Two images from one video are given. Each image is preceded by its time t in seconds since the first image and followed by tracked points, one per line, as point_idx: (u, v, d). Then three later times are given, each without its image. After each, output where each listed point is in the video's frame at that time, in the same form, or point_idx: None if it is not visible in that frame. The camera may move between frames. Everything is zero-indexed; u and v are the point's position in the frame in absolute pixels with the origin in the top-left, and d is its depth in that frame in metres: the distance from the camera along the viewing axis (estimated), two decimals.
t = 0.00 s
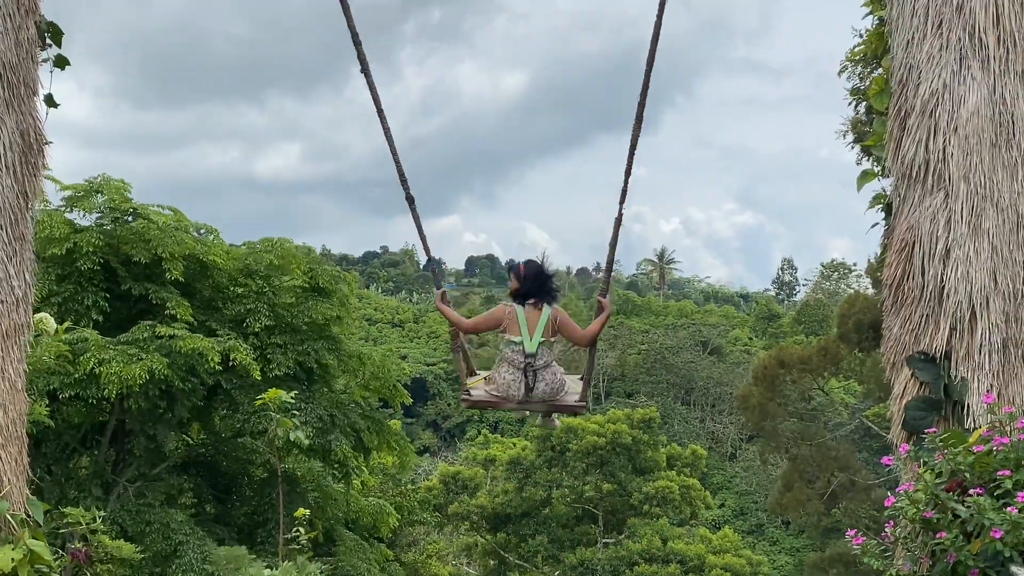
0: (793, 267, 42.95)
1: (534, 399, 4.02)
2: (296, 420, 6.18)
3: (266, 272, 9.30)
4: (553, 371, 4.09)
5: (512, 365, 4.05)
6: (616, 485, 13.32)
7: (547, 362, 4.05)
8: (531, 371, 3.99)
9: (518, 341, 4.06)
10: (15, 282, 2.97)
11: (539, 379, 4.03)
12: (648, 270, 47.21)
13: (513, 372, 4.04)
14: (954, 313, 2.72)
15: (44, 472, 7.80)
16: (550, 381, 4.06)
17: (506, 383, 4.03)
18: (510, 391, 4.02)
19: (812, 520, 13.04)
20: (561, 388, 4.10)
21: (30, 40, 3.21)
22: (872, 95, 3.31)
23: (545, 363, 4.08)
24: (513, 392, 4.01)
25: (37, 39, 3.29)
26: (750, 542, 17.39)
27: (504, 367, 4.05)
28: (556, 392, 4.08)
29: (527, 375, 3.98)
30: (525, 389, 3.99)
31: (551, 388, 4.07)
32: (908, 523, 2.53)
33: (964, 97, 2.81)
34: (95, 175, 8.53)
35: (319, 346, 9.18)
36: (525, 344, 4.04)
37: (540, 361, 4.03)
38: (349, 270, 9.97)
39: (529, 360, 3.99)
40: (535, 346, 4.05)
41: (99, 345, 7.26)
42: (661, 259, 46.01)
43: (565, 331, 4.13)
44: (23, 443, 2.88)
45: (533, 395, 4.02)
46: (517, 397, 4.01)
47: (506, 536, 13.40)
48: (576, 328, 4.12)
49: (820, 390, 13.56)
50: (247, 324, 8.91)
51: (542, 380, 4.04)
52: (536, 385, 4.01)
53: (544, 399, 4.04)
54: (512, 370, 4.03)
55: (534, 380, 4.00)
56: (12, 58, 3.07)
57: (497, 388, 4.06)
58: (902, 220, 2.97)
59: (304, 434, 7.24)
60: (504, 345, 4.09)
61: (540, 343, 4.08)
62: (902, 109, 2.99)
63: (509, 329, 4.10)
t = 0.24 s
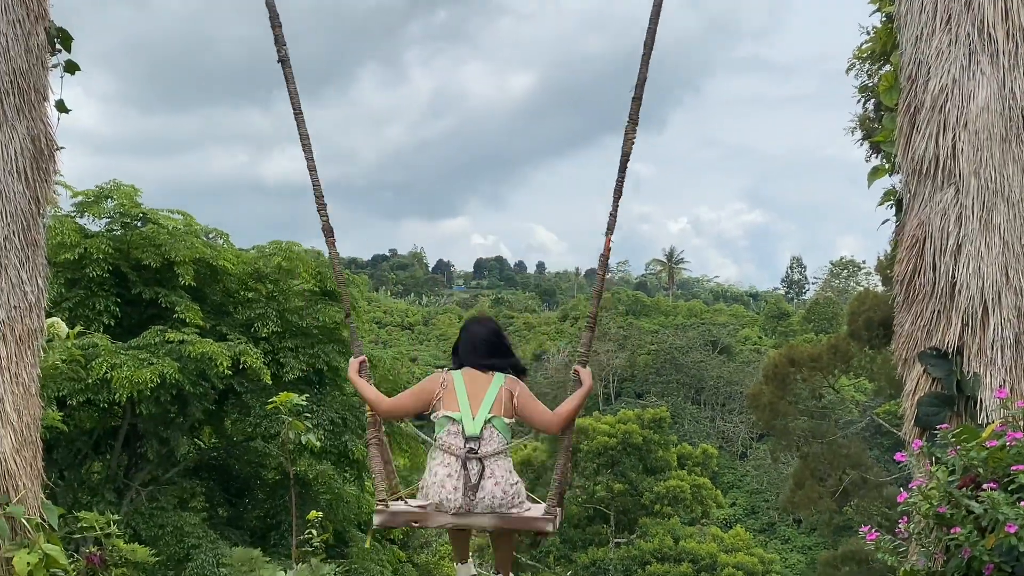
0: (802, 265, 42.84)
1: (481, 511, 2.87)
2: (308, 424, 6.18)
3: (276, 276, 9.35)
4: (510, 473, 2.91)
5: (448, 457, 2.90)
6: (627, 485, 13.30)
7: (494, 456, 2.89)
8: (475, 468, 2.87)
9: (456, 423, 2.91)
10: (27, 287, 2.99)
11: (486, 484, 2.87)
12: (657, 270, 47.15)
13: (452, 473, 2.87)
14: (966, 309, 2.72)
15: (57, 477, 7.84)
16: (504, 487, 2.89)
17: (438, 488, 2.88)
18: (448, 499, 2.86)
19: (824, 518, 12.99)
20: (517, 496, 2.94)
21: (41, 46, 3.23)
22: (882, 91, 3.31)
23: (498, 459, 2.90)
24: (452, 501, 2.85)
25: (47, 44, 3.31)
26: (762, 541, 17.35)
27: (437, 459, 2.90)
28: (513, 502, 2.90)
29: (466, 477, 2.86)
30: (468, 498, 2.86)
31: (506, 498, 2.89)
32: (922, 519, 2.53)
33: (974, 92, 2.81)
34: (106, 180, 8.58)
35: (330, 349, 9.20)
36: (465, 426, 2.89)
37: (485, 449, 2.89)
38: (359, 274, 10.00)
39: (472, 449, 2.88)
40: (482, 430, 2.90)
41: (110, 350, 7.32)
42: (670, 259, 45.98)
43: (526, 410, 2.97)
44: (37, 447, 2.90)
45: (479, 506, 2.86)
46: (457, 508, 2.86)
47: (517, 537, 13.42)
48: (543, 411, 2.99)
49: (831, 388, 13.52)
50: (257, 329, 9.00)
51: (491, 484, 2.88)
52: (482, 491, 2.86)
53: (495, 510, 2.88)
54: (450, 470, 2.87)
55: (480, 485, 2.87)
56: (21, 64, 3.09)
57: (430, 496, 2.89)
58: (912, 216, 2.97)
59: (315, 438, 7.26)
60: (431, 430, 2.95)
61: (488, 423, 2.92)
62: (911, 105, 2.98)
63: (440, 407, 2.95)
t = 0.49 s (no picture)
0: (818, 262, 42.66)
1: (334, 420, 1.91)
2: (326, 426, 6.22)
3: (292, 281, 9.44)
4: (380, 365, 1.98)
5: (278, 335, 2.00)
6: (644, 484, 13.30)
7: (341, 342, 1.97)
8: (318, 349, 1.97)
9: (290, 280, 2.02)
10: (47, 296, 3.04)
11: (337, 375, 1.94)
12: (672, 268, 47.09)
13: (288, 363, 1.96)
14: (980, 305, 2.72)
15: (78, 482, 7.92)
16: (370, 384, 1.95)
17: (274, 388, 1.96)
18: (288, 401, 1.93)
19: (843, 515, 12.93)
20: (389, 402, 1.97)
21: (56, 56, 3.28)
22: (893, 88, 3.31)
23: (359, 348, 1.98)
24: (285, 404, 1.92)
25: (62, 55, 3.35)
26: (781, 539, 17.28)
27: (269, 340, 2.00)
28: (386, 414, 1.94)
29: (306, 366, 1.94)
30: (314, 400, 1.91)
31: (373, 400, 1.94)
32: (940, 515, 2.53)
33: (985, 88, 2.81)
34: (122, 188, 8.68)
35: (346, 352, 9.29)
36: (302, 289, 2.00)
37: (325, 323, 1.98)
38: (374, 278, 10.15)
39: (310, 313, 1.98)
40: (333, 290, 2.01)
41: (127, 356, 7.43)
42: (685, 257, 45.89)
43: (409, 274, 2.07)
44: (58, 453, 2.93)
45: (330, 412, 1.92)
46: (301, 416, 1.90)
47: (536, 537, 13.46)
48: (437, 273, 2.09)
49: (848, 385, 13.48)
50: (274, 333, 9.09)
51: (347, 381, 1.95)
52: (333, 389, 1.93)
53: (354, 420, 1.92)
54: (282, 354, 1.97)
55: (328, 382, 1.93)
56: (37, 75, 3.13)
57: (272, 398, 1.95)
58: (926, 212, 2.96)
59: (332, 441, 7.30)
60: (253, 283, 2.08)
61: (340, 283, 2.01)
62: (923, 101, 2.97)
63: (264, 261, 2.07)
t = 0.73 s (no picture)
0: (828, 261, 42.56)
1: (174, 198, 1.36)
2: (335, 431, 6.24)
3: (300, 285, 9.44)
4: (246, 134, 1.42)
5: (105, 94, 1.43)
6: (655, 486, 13.27)
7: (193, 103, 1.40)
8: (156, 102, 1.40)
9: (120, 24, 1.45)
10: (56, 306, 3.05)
11: (180, 144, 1.38)
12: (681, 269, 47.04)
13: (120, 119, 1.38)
14: (986, 308, 2.73)
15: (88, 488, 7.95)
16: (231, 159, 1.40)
17: (100, 164, 1.38)
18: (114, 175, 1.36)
19: (854, 517, 12.88)
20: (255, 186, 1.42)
21: (60, 67, 3.29)
22: (896, 92, 3.31)
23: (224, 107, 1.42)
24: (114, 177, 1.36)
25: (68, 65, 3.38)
26: (792, 540, 17.22)
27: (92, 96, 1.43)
28: (249, 196, 1.40)
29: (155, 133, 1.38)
30: (148, 165, 1.36)
31: (233, 186, 1.39)
32: (946, 519, 2.53)
33: (990, 92, 2.82)
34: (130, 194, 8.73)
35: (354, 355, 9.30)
36: (139, 30, 1.43)
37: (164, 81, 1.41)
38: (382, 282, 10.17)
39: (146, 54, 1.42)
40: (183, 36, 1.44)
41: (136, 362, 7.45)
42: (693, 258, 45.82)
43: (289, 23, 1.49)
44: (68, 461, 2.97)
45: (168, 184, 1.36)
46: (128, 192, 1.35)
47: (546, 540, 13.47)
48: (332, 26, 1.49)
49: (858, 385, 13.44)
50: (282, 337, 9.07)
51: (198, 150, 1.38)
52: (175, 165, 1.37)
53: (202, 199, 1.37)
54: (106, 111, 1.42)
55: (170, 149, 1.37)
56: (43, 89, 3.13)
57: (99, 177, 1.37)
58: (930, 216, 2.96)
59: (341, 444, 7.31)
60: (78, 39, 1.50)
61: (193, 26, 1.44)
62: (927, 105, 2.96)
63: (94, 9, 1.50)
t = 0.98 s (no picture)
0: (831, 262, 42.63)
1: (99, 74, 1.17)
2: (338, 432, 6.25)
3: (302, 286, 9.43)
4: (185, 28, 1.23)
5: None
6: (658, 487, 13.27)
7: None
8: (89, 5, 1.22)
9: None
10: (58, 310, 3.06)
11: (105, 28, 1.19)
12: (684, 270, 47.05)
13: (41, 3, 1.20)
14: (987, 310, 2.73)
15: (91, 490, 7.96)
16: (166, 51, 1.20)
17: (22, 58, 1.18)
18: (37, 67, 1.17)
19: (858, 517, 12.87)
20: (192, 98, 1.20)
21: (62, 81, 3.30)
22: (896, 95, 3.31)
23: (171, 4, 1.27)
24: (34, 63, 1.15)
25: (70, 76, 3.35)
26: (796, 541, 17.20)
27: None
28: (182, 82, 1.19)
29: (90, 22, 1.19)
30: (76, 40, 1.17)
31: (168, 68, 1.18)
32: (947, 521, 2.54)
33: (990, 94, 2.82)
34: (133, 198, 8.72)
35: (357, 356, 9.29)
36: None
37: None
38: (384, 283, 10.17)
39: None
40: None
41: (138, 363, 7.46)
42: (696, 259, 45.79)
43: None
44: (72, 464, 3.00)
45: (91, 62, 1.17)
46: (47, 66, 1.15)
47: (550, 541, 13.49)
48: None
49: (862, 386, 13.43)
50: (284, 338, 9.02)
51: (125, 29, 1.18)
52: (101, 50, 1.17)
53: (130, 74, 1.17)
54: None
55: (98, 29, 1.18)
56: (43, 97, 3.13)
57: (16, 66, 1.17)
58: (931, 218, 2.95)
59: (344, 446, 7.32)
60: None
61: None
62: (927, 108, 2.96)
63: None
